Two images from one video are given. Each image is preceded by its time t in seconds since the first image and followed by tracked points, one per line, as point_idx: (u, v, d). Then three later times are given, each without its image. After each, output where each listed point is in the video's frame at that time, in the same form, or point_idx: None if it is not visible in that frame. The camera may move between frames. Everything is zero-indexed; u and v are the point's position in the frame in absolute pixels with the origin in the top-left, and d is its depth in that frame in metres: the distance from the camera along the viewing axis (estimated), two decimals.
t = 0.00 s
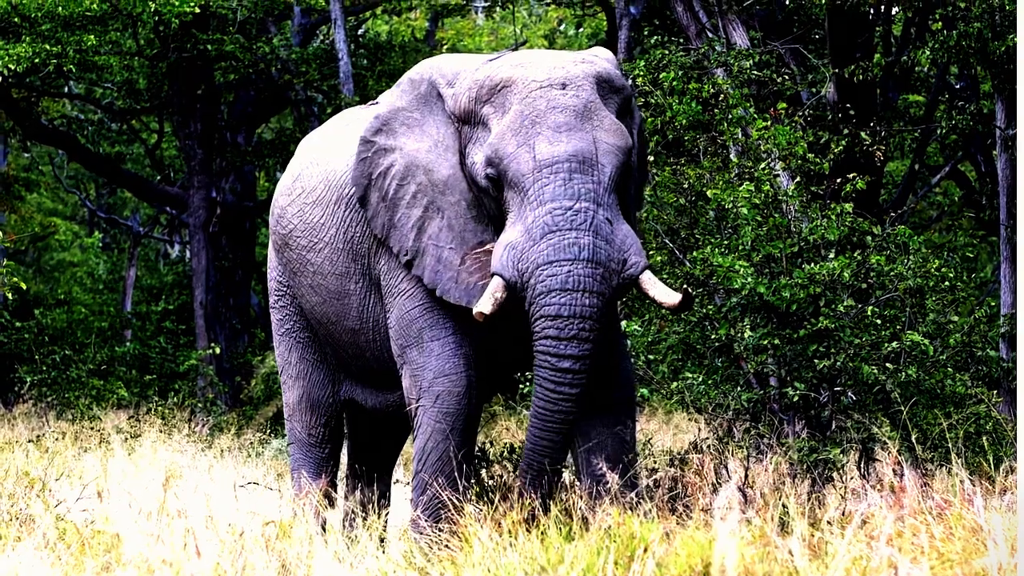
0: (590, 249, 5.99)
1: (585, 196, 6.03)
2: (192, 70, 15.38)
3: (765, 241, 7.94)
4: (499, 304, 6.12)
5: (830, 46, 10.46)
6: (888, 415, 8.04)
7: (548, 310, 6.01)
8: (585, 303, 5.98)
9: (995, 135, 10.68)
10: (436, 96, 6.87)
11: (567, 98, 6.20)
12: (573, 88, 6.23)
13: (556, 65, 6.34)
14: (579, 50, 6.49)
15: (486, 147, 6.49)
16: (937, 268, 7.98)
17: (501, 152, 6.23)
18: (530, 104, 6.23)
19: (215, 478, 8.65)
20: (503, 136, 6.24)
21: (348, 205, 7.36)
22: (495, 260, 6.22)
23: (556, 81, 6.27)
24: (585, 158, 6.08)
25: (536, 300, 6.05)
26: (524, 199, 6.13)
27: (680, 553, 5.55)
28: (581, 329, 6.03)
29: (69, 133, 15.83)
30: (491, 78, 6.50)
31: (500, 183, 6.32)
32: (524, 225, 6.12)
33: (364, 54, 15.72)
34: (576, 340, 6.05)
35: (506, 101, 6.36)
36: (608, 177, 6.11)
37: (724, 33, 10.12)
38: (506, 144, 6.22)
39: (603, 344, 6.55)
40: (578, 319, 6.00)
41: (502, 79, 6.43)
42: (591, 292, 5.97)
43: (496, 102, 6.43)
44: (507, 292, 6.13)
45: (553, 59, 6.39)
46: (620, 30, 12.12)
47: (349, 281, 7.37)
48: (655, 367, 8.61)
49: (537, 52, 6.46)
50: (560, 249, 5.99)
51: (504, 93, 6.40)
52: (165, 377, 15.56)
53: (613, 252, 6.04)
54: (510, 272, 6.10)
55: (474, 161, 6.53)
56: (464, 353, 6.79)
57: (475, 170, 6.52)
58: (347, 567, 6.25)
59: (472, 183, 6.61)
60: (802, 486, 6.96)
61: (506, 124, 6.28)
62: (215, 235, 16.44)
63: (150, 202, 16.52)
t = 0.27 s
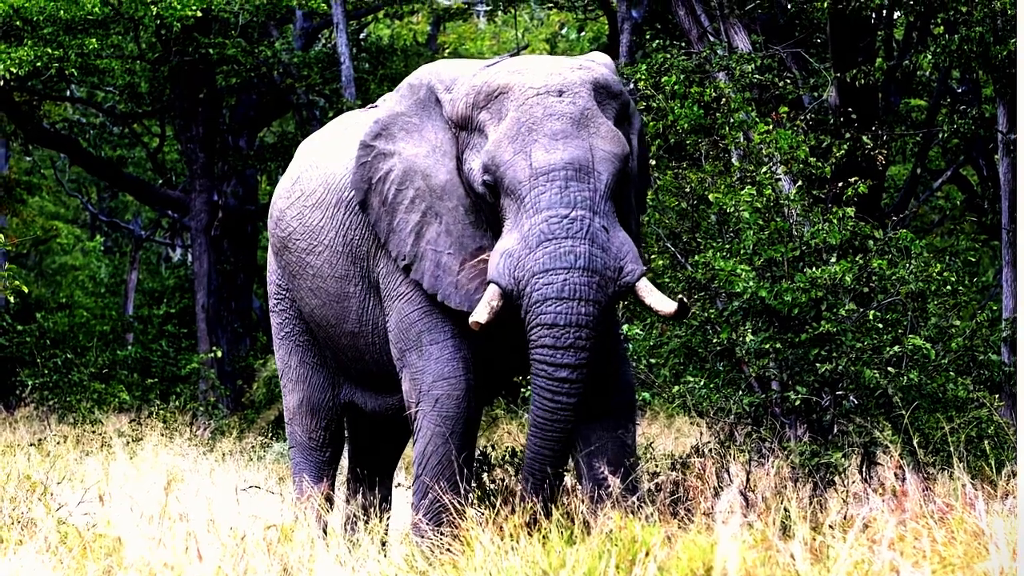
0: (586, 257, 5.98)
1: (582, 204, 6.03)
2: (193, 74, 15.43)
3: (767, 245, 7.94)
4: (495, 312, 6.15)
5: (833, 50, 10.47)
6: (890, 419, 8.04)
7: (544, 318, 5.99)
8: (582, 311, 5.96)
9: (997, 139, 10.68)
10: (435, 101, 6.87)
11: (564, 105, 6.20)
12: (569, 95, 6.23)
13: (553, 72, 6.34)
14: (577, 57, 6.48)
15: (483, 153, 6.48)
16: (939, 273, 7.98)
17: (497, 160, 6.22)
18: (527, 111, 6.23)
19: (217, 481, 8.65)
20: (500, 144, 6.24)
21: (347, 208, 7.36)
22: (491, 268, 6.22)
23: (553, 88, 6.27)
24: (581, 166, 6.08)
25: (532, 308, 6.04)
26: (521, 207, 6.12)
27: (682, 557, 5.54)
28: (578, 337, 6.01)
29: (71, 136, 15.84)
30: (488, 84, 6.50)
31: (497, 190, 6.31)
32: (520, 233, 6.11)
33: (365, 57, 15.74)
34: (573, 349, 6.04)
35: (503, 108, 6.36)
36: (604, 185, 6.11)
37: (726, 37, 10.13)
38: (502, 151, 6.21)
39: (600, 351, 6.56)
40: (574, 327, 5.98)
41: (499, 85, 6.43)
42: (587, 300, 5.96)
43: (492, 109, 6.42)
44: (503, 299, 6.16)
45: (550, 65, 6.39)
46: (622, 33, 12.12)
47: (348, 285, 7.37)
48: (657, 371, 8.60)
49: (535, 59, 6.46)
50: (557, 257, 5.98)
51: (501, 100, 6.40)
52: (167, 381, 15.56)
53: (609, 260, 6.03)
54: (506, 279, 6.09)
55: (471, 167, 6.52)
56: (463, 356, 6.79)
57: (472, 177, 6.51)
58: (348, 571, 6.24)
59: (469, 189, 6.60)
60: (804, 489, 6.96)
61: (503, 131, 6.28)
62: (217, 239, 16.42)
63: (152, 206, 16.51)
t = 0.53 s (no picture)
0: (581, 263, 6.01)
1: (576, 209, 6.05)
2: (197, 76, 15.44)
3: (770, 248, 7.95)
4: (489, 319, 6.13)
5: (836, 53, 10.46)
6: (892, 422, 8.03)
7: (540, 324, 6.03)
8: (577, 316, 6.00)
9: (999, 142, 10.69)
10: (432, 104, 6.87)
11: (558, 110, 6.22)
12: (564, 100, 6.24)
13: (548, 76, 6.35)
14: (573, 60, 6.49)
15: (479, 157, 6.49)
16: (941, 275, 7.98)
17: (493, 165, 6.24)
18: (522, 116, 6.24)
19: (219, 483, 8.65)
20: (495, 148, 6.25)
21: (346, 210, 7.38)
22: (487, 273, 6.25)
23: (548, 93, 6.29)
24: (576, 171, 6.09)
25: (528, 314, 6.07)
26: (516, 212, 6.14)
27: (684, 560, 5.53)
28: (574, 344, 6.05)
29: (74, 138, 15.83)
30: (483, 88, 6.51)
31: (492, 194, 6.33)
32: (515, 238, 6.14)
33: (368, 59, 15.72)
34: (570, 354, 6.06)
35: (498, 112, 6.38)
36: (600, 189, 6.12)
37: (729, 39, 10.14)
38: (498, 156, 6.23)
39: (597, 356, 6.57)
40: (569, 333, 6.01)
41: (495, 89, 6.45)
42: (582, 306, 5.99)
43: (487, 113, 6.44)
44: (498, 305, 6.15)
45: (546, 69, 6.39)
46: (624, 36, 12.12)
47: (347, 287, 7.39)
48: (659, 373, 8.59)
49: (530, 63, 6.47)
50: (552, 262, 6.00)
51: (497, 104, 6.41)
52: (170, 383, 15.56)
53: (604, 265, 6.05)
54: (501, 285, 6.12)
55: (467, 171, 6.54)
56: (462, 358, 6.79)
57: (468, 180, 6.53)
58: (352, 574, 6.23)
59: (466, 193, 6.61)
60: (807, 492, 6.95)
61: (498, 136, 6.29)
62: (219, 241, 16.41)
63: (155, 208, 16.51)
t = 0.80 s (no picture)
0: (576, 265, 6.01)
1: (572, 211, 6.05)
2: (200, 77, 15.48)
3: (773, 250, 7.96)
4: (484, 321, 6.16)
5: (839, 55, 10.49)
6: (895, 424, 8.03)
7: (535, 326, 6.03)
8: (572, 318, 6.00)
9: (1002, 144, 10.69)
10: (429, 105, 6.87)
11: (554, 112, 6.21)
12: (560, 101, 6.24)
13: (544, 77, 6.35)
14: (569, 61, 6.48)
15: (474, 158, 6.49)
16: (944, 277, 8.00)
17: (488, 166, 6.24)
18: (517, 118, 6.24)
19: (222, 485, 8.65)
20: (490, 150, 6.26)
21: (346, 212, 7.40)
22: (482, 275, 6.25)
23: (544, 94, 6.28)
24: (571, 173, 6.09)
25: (523, 315, 6.07)
26: (511, 213, 6.14)
27: (688, 562, 5.53)
28: (569, 346, 6.03)
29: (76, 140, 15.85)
30: (479, 89, 6.51)
31: (488, 196, 6.33)
32: (510, 240, 6.14)
33: (371, 61, 15.71)
34: (566, 356, 6.04)
35: (494, 114, 6.38)
36: (595, 191, 6.12)
37: (732, 41, 10.15)
38: (493, 158, 6.23)
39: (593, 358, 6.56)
40: (564, 335, 6.01)
41: (491, 90, 6.45)
42: (577, 308, 5.99)
43: (483, 114, 6.44)
44: (493, 307, 6.17)
45: (542, 71, 6.39)
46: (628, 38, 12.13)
47: (347, 289, 7.41)
48: (662, 375, 8.59)
49: (525, 64, 6.47)
50: (547, 264, 6.01)
51: (492, 105, 6.41)
52: (172, 385, 15.55)
53: (599, 266, 6.05)
54: (496, 287, 6.12)
55: (463, 172, 6.53)
56: (461, 360, 6.80)
57: (464, 182, 6.53)
58: None
59: (461, 194, 6.62)
60: (810, 494, 6.95)
61: (493, 137, 6.29)
62: (222, 243, 16.39)
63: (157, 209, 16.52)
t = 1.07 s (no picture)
0: (572, 264, 6.02)
1: (568, 211, 6.07)
2: (203, 79, 15.50)
3: (776, 251, 7.95)
4: (480, 320, 6.20)
5: (841, 57, 10.53)
6: (898, 425, 8.03)
7: (531, 325, 6.05)
8: (568, 317, 6.01)
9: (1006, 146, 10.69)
10: (426, 106, 6.88)
11: (550, 112, 6.22)
12: (556, 101, 6.25)
13: (540, 78, 6.36)
14: (565, 62, 6.49)
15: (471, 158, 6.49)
16: (947, 279, 8.01)
17: (484, 166, 6.25)
18: (513, 118, 6.25)
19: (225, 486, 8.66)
20: (486, 150, 6.26)
21: (345, 213, 7.42)
22: (478, 274, 6.26)
23: (540, 95, 6.29)
24: (567, 173, 6.10)
25: (519, 315, 6.08)
26: (507, 213, 6.15)
27: (691, 563, 5.53)
28: (565, 344, 6.05)
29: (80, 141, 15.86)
30: (476, 89, 6.52)
31: (484, 196, 6.33)
32: (506, 240, 6.15)
33: (374, 62, 15.70)
34: (561, 354, 6.06)
35: (490, 114, 6.39)
36: (591, 192, 6.13)
37: (735, 43, 10.15)
38: (488, 158, 6.24)
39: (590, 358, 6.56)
40: (561, 334, 6.02)
41: (487, 91, 6.46)
42: (573, 307, 6.00)
43: (479, 114, 6.45)
44: (489, 306, 6.21)
45: (538, 71, 6.40)
46: (631, 39, 12.15)
47: (346, 290, 7.43)
48: (665, 377, 8.58)
49: (522, 65, 6.48)
50: (543, 264, 6.02)
51: (489, 106, 6.42)
52: (176, 386, 15.55)
53: (595, 266, 6.06)
54: (492, 287, 6.14)
55: (459, 172, 6.54)
56: (460, 361, 6.84)
57: (460, 182, 6.53)
58: None
59: (457, 195, 6.62)
60: (813, 495, 6.94)
61: (489, 138, 6.30)
62: (225, 245, 16.37)
63: (160, 210, 16.53)
